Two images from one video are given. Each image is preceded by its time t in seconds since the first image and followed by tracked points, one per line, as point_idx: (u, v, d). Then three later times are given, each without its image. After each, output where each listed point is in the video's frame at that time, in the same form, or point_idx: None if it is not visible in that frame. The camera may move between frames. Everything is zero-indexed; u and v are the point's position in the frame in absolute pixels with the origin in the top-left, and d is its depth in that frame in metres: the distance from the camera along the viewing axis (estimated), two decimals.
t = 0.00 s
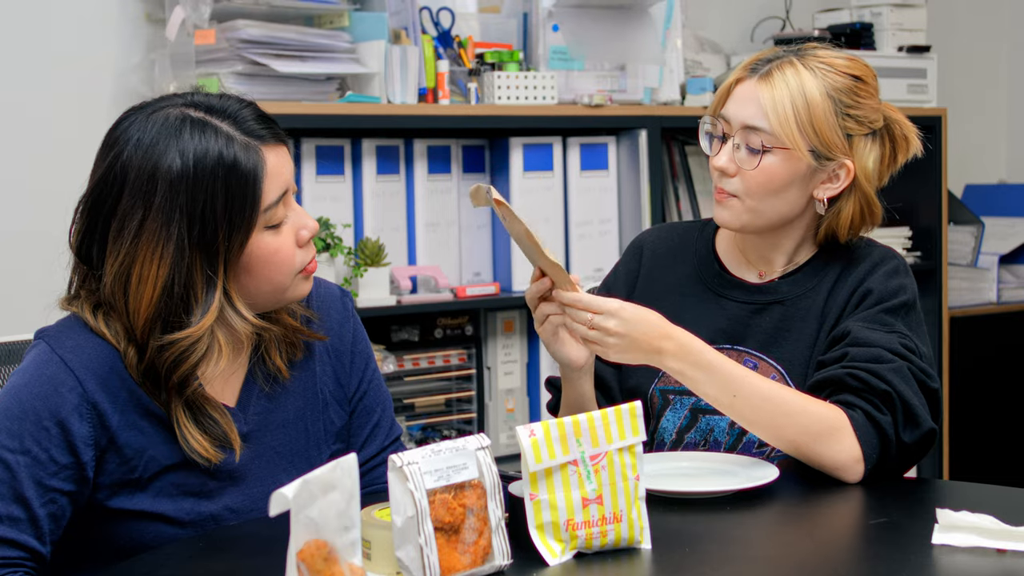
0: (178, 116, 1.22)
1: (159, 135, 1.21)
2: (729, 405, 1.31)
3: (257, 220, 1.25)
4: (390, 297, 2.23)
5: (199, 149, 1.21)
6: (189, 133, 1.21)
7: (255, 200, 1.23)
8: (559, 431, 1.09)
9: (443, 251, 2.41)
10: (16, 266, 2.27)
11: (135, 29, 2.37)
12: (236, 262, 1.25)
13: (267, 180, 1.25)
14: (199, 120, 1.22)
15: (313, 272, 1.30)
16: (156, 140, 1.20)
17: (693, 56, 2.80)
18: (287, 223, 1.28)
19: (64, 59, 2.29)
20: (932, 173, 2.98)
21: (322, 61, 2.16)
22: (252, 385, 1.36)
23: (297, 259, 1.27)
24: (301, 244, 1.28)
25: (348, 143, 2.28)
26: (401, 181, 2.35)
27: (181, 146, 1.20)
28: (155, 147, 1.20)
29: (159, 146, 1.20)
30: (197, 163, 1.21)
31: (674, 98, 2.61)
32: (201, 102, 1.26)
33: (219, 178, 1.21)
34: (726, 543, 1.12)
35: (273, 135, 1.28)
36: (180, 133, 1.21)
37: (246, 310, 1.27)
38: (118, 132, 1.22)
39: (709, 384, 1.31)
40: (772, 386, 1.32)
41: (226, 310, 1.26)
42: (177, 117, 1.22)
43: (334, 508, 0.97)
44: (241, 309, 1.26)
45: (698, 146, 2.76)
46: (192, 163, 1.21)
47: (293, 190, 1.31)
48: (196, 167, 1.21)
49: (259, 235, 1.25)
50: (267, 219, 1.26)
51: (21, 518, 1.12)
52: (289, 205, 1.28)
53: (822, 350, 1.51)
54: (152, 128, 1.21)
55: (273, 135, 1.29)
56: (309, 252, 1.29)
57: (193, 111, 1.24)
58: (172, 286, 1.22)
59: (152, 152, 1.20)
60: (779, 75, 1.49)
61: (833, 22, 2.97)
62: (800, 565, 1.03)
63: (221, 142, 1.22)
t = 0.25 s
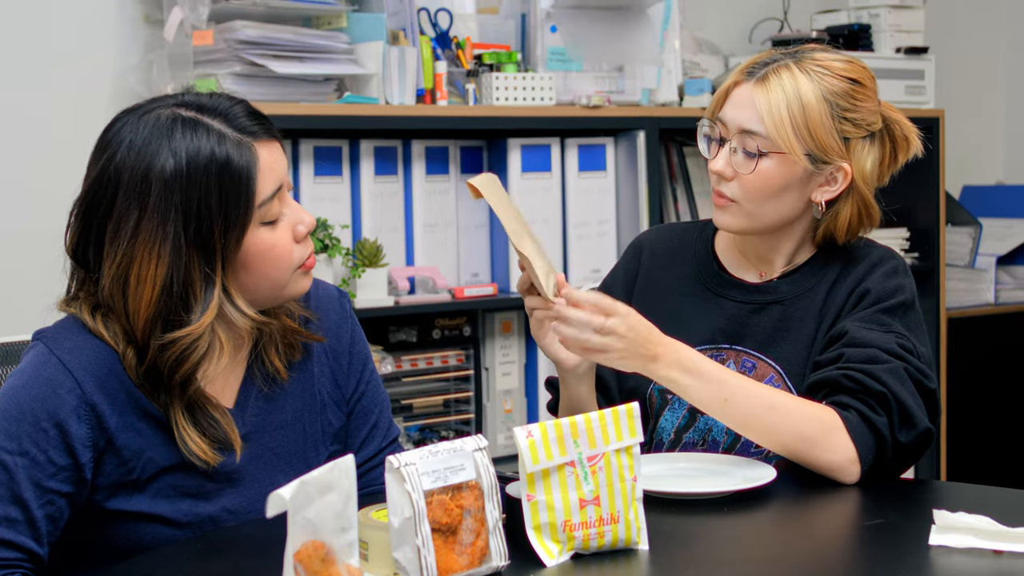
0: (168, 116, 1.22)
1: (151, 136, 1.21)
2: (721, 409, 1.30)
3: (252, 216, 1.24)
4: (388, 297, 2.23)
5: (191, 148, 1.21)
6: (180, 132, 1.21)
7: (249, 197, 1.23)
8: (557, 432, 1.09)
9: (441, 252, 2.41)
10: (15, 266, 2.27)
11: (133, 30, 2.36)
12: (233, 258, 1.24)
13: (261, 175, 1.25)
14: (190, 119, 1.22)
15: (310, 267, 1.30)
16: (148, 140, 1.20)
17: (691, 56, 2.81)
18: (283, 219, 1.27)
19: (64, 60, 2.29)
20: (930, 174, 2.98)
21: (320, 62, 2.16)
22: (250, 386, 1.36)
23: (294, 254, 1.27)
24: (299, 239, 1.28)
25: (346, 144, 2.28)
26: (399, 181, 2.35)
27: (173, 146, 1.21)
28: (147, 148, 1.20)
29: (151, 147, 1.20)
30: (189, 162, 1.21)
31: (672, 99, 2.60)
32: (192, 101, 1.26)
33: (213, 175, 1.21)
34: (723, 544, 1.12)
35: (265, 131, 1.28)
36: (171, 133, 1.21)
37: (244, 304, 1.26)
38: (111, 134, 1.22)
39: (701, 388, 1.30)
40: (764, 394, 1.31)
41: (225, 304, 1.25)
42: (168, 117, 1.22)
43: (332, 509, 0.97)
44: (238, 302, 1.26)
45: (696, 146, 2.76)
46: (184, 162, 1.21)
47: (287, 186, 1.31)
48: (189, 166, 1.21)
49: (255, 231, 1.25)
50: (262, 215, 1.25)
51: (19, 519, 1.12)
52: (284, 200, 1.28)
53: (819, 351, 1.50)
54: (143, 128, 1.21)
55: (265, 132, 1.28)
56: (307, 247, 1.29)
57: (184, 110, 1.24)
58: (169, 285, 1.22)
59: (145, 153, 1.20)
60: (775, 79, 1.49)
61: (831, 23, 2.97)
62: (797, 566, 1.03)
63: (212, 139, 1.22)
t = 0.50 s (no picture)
0: (172, 113, 1.21)
1: (153, 132, 1.20)
2: (725, 383, 1.33)
3: (251, 215, 1.25)
4: (386, 295, 2.23)
5: (194, 145, 1.21)
6: (184, 129, 1.21)
7: (250, 196, 1.23)
8: (554, 430, 1.09)
9: (439, 250, 2.40)
10: (13, 264, 2.27)
11: (130, 27, 2.33)
12: (231, 257, 1.25)
13: (262, 176, 1.25)
14: (194, 117, 1.22)
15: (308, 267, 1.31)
16: (151, 136, 1.20)
17: (689, 55, 2.80)
18: (282, 220, 1.28)
19: (62, 58, 2.29)
20: (928, 173, 2.98)
21: (318, 59, 2.16)
22: (244, 384, 1.36)
23: (292, 254, 1.28)
24: (296, 240, 1.29)
25: (344, 142, 2.28)
26: (397, 180, 2.34)
27: (176, 143, 1.20)
28: (149, 143, 1.20)
29: (154, 142, 1.20)
30: (192, 159, 1.21)
31: (671, 97, 2.60)
32: (195, 98, 1.26)
33: (215, 173, 1.21)
34: (719, 542, 1.12)
35: (267, 131, 1.28)
36: (174, 130, 1.21)
37: (240, 307, 1.27)
38: (112, 130, 1.22)
39: (706, 358, 1.35)
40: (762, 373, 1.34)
41: (221, 306, 1.26)
42: (171, 113, 1.21)
43: (328, 507, 0.97)
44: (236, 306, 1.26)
45: (693, 145, 2.76)
46: (187, 159, 1.20)
47: (286, 186, 1.31)
48: (191, 162, 1.21)
49: (254, 231, 1.25)
50: (261, 215, 1.26)
51: (15, 517, 1.12)
52: (283, 201, 1.29)
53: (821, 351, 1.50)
54: (146, 124, 1.20)
55: (268, 131, 1.28)
56: (304, 248, 1.30)
57: (188, 108, 1.24)
58: (167, 282, 1.22)
59: (147, 149, 1.20)
60: (776, 84, 1.47)
61: (829, 21, 2.97)
62: (793, 564, 1.03)
63: (216, 138, 1.22)
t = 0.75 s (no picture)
0: (185, 113, 1.21)
1: (167, 132, 1.20)
2: (728, 378, 1.35)
3: (263, 216, 1.25)
4: (387, 297, 2.23)
5: (208, 146, 1.21)
6: (198, 130, 1.21)
7: (263, 197, 1.24)
8: (556, 432, 1.09)
9: (440, 252, 2.41)
10: (14, 265, 2.27)
11: (132, 29, 2.36)
12: (243, 258, 1.25)
13: (274, 177, 1.25)
14: (207, 117, 1.22)
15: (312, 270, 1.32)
16: (165, 137, 1.20)
17: (690, 56, 2.81)
18: (290, 221, 1.28)
19: (63, 60, 2.29)
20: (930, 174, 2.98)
21: (319, 61, 2.16)
22: (248, 384, 1.36)
23: (299, 256, 1.28)
24: (303, 243, 1.30)
25: (345, 143, 2.28)
26: (399, 181, 2.34)
27: (190, 143, 1.20)
28: (163, 144, 1.20)
29: (168, 143, 1.20)
30: (206, 160, 1.21)
31: (672, 98, 2.61)
32: (208, 99, 1.26)
33: (229, 174, 1.21)
34: (722, 543, 1.12)
35: (277, 133, 1.28)
36: (188, 130, 1.21)
37: (253, 308, 1.27)
38: (124, 130, 1.21)
39: (709, 351, 1.36)
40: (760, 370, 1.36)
41: (235, 308, 1.26)
42: (185, 113, 1.21)
43: (331, 509, 0.97)
44: (248, 307, 1.27)
45: (695, 146, 2.76)
46: (201, 159, 1.20)
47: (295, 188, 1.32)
48: (206, 163, 1.21)
49: (265, 233, 1.26)
50: (272, 216, 1.26)
51: (17, 518, 1.12)
52: (292, 203, 1.29)
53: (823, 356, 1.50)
54: (160, 124, 1.20)
55: (277, 134, 1.29)
56: (309, 251, 1.30)
57: (200, 109, 1.24)
58: (179, 282, 1.22)
59: (161, 149, 1.20)
60: (784, 93, 1.45)
61: (830, 22, 2.97)
62: (795, 565, 1.03)
63: (229, 139, 1.22)
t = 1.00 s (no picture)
0: (196, 113, 1.21)
1: (178, 132, 1.20)
2: (714, 385, 1.34)
3: (273, 217, 1.25)
4: (390, 296, 2.23)
5: (219, 146, 1.21)
6: (209, 130, 1.21)
7: (273, 198, 1.24)
8: (559, 431, 1.09)
9: (443, 251, 2.41)
10: (17, 265, 2.27)
11: (134, 28, 2.36)
12: (252, 258, 1.25)
13: (284, 178, 1.25)
14: (218, 117, 1.22)
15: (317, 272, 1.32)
16: (176, 136, 1.20)
17: (693, 56, 2.81)
18: (298, 222, 1.28)
19: (65, 60, 2.29)
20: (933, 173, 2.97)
21: (322, 60, 2.16)
22: (252, 384, 1.36)
23: (306, 258, 1.29)
24: (310, 244, 1.29)
25: (347, 143, 2.28)
26: (401, 180, 2.34)
27: (201, 143, 1.20)
28: (175, 143, 1.20)
29: (179, 142, 1.20)
30: (217, 160, 1.20)
31: (674, 98, 2.61)
32: (218, 99, 1.26)
33: (240, 175, 1.21)
34: (724, 543, 1.12)
35: (287, 134, 1.28)
36: (200, 130, 1.20)
37: (263, 309, 1.28)
38: (134, 129, 1.21)
39: (695, 359, 1.35)
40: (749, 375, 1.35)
41: (245, 309, 1.27)
42: (196, 114, 1.21)
43: (334, 507, 0.97)
44: (259, 308, 1.27)
45: (697, 145, 2.76)
46: (212, 159, 1.20)
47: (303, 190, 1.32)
48: (217, 163, 1.20)
49: (274, 234, 1.26)
50: (281, 218, 1.26)
51: (22, 518, 1.12)
52: (301, 205, 1.29)
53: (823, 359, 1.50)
54: (171, 123, 1.20)
55: (286, 135, 1.29)
56: (316, 252, 1.30)
57: (211, 109, 1.23)
58: (189, 282, 1.22)
59: (172, 148, 1.19)
60: (791, 93, 1.44)
61: (832, 21, 2.97)
62: (799, 565, 1.03)
63: (240, 139, 1.22)
